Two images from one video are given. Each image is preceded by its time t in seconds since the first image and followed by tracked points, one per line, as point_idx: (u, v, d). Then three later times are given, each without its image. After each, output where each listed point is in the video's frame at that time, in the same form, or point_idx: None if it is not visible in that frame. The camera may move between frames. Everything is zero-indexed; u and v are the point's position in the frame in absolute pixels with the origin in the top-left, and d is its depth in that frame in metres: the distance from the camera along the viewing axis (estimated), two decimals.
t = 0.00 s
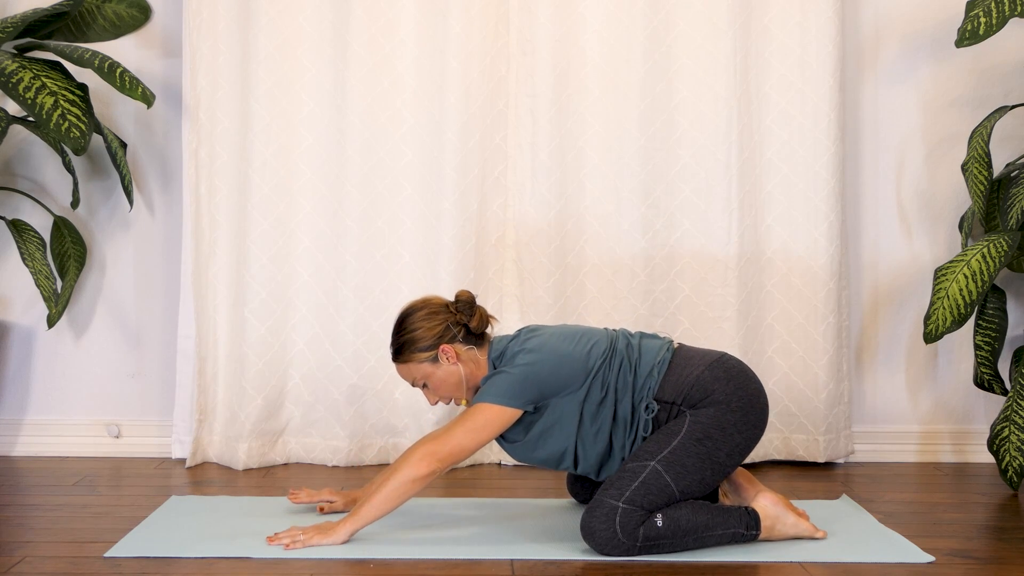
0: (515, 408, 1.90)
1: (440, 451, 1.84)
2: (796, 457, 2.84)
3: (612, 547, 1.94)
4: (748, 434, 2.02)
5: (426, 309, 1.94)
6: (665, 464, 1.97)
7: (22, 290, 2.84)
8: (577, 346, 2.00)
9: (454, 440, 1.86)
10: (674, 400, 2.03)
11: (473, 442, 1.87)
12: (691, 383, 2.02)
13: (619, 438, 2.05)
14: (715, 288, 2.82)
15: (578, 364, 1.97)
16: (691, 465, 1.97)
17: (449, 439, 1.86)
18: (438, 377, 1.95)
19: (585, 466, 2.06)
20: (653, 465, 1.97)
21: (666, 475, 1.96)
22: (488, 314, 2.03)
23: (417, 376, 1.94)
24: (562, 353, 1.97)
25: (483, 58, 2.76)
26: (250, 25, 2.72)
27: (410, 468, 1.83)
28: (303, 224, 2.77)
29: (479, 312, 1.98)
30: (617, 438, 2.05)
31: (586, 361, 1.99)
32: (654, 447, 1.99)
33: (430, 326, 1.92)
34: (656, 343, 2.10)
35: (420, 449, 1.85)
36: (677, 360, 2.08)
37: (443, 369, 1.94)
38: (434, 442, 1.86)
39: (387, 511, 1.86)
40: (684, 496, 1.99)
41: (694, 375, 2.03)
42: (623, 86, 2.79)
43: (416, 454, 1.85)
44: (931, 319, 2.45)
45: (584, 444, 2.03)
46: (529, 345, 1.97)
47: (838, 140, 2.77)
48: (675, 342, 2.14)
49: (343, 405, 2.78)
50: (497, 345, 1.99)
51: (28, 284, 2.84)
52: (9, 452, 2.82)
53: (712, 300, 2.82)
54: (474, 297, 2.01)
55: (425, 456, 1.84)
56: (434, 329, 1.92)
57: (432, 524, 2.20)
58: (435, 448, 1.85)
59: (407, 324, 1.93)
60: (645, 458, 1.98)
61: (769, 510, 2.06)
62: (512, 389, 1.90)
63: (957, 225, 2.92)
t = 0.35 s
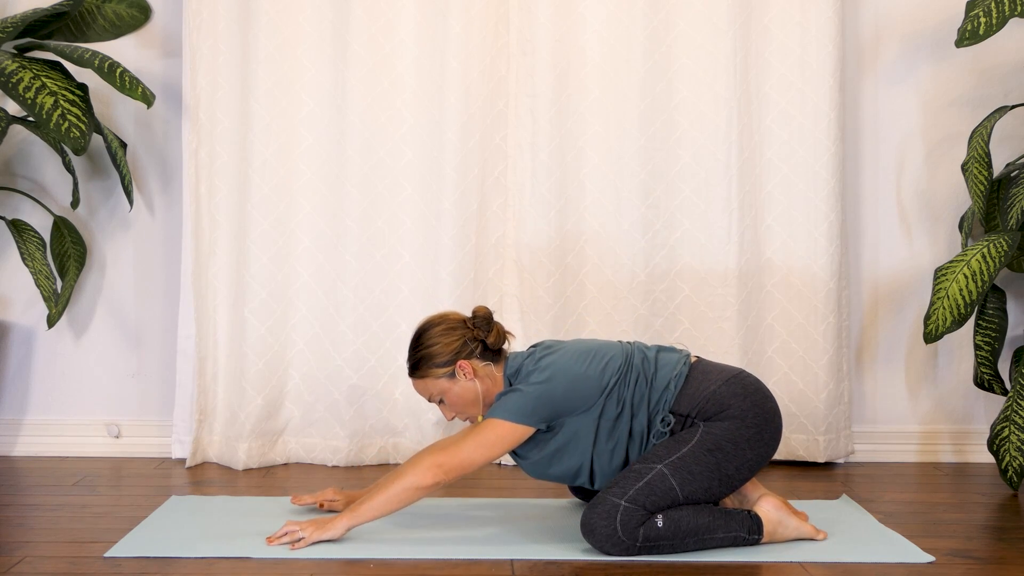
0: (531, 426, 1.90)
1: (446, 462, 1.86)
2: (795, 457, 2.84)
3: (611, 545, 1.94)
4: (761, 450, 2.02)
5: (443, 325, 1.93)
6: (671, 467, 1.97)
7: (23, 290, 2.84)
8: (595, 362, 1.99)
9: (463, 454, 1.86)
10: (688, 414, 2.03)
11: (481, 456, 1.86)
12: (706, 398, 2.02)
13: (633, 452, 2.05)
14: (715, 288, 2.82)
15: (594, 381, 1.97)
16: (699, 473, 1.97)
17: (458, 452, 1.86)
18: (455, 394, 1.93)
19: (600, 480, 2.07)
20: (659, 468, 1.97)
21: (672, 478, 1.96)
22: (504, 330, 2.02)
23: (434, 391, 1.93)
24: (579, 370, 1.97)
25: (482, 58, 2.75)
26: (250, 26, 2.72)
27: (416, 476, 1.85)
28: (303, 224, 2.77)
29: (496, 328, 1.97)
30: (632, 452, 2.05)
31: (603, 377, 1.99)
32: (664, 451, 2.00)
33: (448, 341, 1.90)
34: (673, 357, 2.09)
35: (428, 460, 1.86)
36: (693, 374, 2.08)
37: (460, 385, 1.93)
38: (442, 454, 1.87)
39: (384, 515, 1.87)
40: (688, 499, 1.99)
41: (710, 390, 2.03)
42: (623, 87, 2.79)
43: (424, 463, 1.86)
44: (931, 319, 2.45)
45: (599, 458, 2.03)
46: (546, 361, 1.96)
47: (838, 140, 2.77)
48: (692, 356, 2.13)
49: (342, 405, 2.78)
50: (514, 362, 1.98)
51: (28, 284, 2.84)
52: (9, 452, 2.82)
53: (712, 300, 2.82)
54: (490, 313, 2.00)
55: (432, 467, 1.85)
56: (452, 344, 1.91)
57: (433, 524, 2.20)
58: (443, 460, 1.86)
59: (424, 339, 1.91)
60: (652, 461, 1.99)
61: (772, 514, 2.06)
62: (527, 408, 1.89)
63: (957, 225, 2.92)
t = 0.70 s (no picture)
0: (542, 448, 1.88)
1: (454, 483, 1.83)
2: (795, 457, 2.84)
3: (612, 544, 1.94)
4: (769, 462, 2.02)
5: (452, 347, 1.95)
6: (678, 470, 1.96)
7: (22, 290, 2.84)
8: (604, 379, 1.98)
9: (472, 474, 1.84)
10: (699, 427, 2.03)
11: (491, 477, 1.84)
12: (717, 410, 2.02)
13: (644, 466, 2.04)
14: (715, 288, 2.82)
15: (604, 398, 1.96)
16: (706, 479, 1.97)
17: (467, 473, 1.84)
18: (464, 415, 1.94)
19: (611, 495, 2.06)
20: (665, 470, 1.96)
21: (677, 481, 1.96)
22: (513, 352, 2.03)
23: (444, 414, 1.94)
24: (588, 388, 1.95)
25: (483, 58, 2.75)
26: (250, 26, 2.72)
27: (421, 495, 1.84)
28: (303, 224, 2.77)
29: (505, 349, 1.98)
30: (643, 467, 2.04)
31: (613, 395, 1.97)
32: (671, 453, 1.99)
33: (456, 363, 1.92)
34: (682, 369, 2.08)
35: (437, 479, 1.84)
36: (704, 387, 2.07)
37: (470, 407, 1.93)
38: (452, 474, 1.84)
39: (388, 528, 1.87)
40: (692, 503, 1.98)
41: (721, 402, 2.03)
42: (623, 86, 2.79)
43: (433, 482, 1.85)
44: (931, 319, 2.45)
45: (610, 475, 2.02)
46: (554, 380, 1.95)
47: (838, 140, 2.77)
48: (702, 367, 2.12)
49: (342, 405, 2.78)
50: (521, 383, 1.97)
51: (28, 284, 2.84)
52: (9, 452, 2.82)
53: (713, 300, 2.82)
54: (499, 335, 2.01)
55: (439, 487, 1.83)
56: (460, 366, 1.92)
57: (433, 524, 2.20)
58: (451, 481, 1.84)
59: (434, 362, 1.93)
60: (658, 463, 1.98)
61: (773, 518, 2.05)
62: (537, 427, 1.87)
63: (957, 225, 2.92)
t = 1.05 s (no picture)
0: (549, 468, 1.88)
1: (459, 504, 1.84)
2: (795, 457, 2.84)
3: (613, 543, 1.94)
4: (773, 469, 2.03)
5: (454, 372, 1.92)
6: (682, 472, 1.97)
7: (22, 290, 2.84)
8: (608, 395, 1.96)
9: (477, 494, 1.84)
10: (704, 436, 2.03)
11: (497, 497, 1.84)
12: (723, 418, 2.02)
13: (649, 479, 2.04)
14: (715, 288, 2.82)
15: (609, 415, 1.95)
16: (710, 484, 1.97)
17: (472, 493, 1.84)
18: (471, 439, 1.92)
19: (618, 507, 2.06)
20: (669, 472, 1.97)
21: (681, 483, 1.96)
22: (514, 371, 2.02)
23: (451, 439, 1.91)
24: (593, 405, 1.94)
25: (483, 58, 2.75)
26: (250, 26, 2.72)
27: (424, 511, 1.86)
28: (303, 225, 2.78)
29: (507, 370, 1.97)
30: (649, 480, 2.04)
31: (619, 411, 1.96)
32: (675, 456, 2.00)
33: (460, 388, 1.89)
34: (687, 379, 2.07)
35: (443, 497, 1.86)
36: (708, 396, 2.06)
37: (476, 430, 1.91)
38: (458, 495, 1.85)
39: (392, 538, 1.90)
40: (694, 505, 1.99)
41: (726, 410, 2.02)
42: (623, 86, 2.79)
43: (438, 499, 1.86)
44: (931, 319, 2.45)
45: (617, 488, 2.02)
46: (558, 399, 1.93)
47: (839, 140, 2.77)
48: (705, 374, 2.11)
49: (343, 405, 2.78)
50: (525, 405, 1.96)
51: (28, 284, 2.84)
52: (9, 452, 2.82)
53: (713, 301, 2.82)
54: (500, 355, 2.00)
55: (444, 506, 1.85)
56: (464, 390, 1.89)
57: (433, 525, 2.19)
58: (455, 501, 1.84)
59: (437, 388, 1.90)
60: (663, 465, 1.98)
61: (774, 520, 2.04)
62: (543, 448, 1.87)
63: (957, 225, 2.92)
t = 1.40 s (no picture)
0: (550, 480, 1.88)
1: (460, 519, 1.85)
2: (795, 457, 2.84)
3: (613, 543, 1.94)
4: (774, 465, 2.02)
5: (449, 397, 1.92)
6: (682, 472, 1.97)
7: (23, 290, 2.84)
8: (604, 403, 1.97)
9: (477, 508, 1.84)
10: (702, 436, 2.03)
11: (497, 513, 1.84)
12: (720, 418, 2.02)
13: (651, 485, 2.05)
14: (715, 288, 2.82)
15: (606, 425, 1.95)
16: (710, 484, 1.97)
17: (472, 507, 1.84)
18: (473, 462, 1.92)
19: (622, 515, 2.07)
20: (669, 472, 1.97)
21: (681, 484, 1.96)
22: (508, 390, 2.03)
23: (453, 464, 1.92)
24: (589, 415, 1.94)
25: (483, 58, 2.75)
26: (250, 26, 2.72)
27: (428, 524, 1.90)
28: (303, 225, 2.78)
29: (502, 389, 1.98)
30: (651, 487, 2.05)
31: (615, 419, 1.97)
32: (675, 456, 2.00)
33: (456, 412, 1.90)
34: (681, 382, 2.08)
35: (446, 514, 1.87)
36: (705, 398, 2.06)
37: (478, 452, 1.91)
38: (460, 511, 1.86)
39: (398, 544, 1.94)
40: (695, 505, 1.99)
41: (723, 410, 2.03)
42: (623, 86, 2.79)
43: (442, 514, 1.88)
44: (931, 319, 2.45)
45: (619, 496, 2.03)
46: (554, 412, 1.93)
47: (839, 140, 2.77)
48: (700, 377, 2.12)
49: (343, 405, 2.78)
50: (522, 421, 1.95)
51: (28, 284, 2.84)
52: (9, 452, 2.83)
53: (712, 301, 2.82)
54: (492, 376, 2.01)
55: (447, 521, 1.86)
56: (461, 414, 1.90)
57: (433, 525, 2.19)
58: (457, 517, 1.86)
59: (433, 414, 1.90)
60: (663, 465, 1.98)
61: (774, 520, 2.05)
62: (544, 461, 1.87)
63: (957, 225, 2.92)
